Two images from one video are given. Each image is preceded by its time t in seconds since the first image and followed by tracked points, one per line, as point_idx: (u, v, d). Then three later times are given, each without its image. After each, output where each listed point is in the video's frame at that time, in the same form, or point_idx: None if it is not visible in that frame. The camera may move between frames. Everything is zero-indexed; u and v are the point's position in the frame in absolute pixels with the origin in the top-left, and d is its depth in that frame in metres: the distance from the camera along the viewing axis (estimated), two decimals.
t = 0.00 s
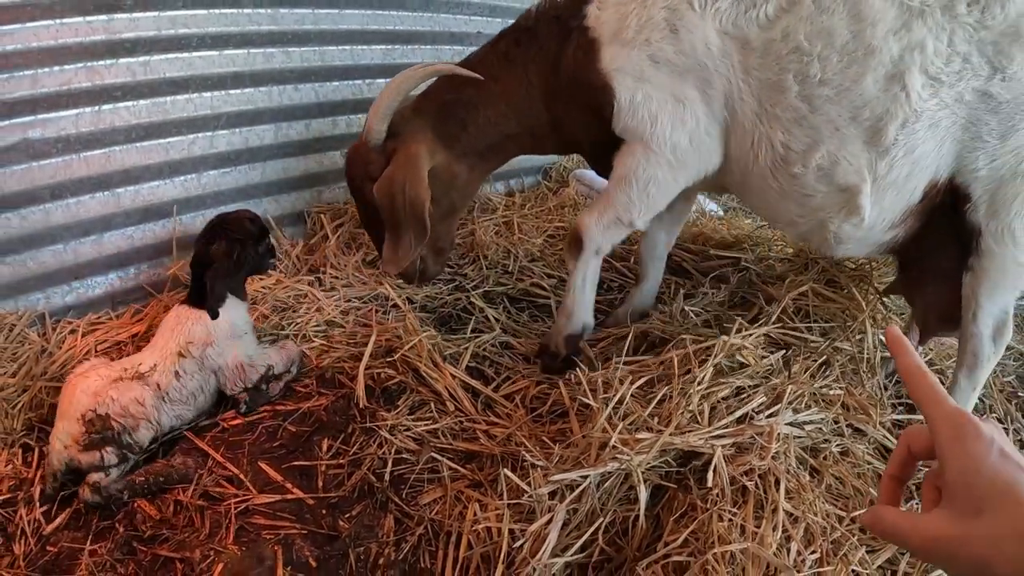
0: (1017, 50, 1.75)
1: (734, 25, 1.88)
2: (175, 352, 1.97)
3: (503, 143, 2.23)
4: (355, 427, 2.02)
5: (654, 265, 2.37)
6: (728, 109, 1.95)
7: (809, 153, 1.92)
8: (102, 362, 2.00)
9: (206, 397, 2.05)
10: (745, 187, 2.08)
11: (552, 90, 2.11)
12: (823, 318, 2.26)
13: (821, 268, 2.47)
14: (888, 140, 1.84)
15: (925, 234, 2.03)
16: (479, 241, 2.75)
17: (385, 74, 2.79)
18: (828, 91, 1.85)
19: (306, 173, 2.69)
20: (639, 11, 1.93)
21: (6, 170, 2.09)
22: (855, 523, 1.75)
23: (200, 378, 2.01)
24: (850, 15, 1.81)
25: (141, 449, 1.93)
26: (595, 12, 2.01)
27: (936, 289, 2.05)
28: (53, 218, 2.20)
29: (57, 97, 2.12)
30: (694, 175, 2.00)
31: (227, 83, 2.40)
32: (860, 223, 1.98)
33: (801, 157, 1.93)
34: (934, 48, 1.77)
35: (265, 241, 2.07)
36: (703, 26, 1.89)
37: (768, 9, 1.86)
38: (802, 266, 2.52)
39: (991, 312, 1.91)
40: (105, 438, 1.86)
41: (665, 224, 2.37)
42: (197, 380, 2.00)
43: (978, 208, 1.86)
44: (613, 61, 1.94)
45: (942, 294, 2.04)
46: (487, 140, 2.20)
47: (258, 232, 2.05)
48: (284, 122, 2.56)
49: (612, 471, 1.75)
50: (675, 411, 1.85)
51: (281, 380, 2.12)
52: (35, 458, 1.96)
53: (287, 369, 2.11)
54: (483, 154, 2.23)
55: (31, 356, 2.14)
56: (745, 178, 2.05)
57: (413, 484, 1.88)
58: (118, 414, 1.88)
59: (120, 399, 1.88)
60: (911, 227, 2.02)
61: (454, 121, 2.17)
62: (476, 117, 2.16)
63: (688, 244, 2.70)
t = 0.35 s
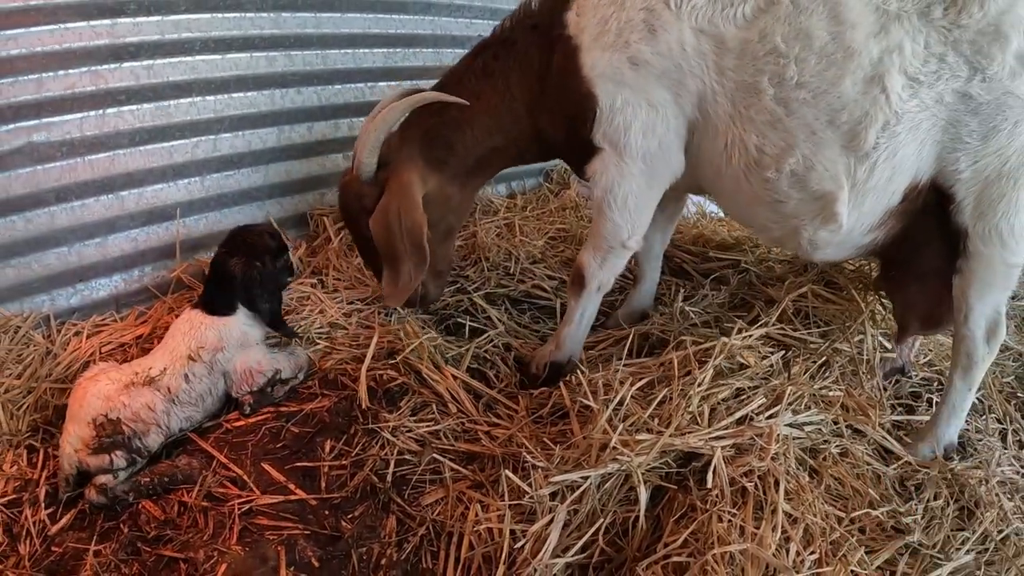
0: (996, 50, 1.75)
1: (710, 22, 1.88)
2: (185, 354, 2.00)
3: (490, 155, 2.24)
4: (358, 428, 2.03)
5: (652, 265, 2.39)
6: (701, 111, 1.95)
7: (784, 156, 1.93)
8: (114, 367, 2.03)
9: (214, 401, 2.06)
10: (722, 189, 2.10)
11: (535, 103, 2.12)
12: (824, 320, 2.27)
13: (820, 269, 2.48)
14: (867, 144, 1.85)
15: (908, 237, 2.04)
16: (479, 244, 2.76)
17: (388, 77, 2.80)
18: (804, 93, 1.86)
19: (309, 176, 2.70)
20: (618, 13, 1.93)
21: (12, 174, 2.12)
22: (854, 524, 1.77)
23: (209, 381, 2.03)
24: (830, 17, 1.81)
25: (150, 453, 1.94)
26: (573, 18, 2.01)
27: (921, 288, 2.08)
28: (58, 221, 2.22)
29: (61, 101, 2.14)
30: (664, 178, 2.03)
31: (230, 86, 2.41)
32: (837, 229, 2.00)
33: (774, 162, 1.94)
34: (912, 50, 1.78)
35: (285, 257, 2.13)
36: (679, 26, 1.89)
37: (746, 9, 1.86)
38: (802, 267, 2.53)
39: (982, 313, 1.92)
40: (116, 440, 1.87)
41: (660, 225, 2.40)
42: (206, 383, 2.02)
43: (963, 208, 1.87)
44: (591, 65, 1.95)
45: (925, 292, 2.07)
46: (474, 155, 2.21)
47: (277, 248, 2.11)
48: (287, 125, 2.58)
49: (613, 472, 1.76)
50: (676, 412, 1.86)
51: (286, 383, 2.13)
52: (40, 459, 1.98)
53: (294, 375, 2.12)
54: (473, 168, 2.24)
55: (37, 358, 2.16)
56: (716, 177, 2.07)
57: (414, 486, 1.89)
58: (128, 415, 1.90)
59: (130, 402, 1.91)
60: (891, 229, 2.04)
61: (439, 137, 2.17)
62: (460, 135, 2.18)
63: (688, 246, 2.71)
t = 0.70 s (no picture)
0: (995, 50, 1.77)
1: (710, 20, 1.90)
2: (199, 351, 2.03)
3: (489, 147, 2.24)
4: (370, 425, 2.04)
5: (660, 264, 2.41)
6: (703, 110, 1.97)
7: (780, 155, 1.95)
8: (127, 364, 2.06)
9: (226, 400, 2.09)
10: (722, 188, 2.12)
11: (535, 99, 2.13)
12: (830, 317, 2.29)
13: (825, 268, 2.50)
14: (864, 143, 1.88)
15: (908, 236, 2.07)
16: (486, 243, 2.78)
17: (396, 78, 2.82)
18: (802, 92, 1.88)
19: (318, 176, 2.72)
20: (619, 14, 1.96)
21: (24, 172, 2.13)
22: (863, 518, 1.79)
23: (222, 379, 2.06)
24: (828, 17, 1.84)
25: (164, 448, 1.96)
26: (576, 18, 2.03)
27: (920, 284, 2.12)
28: (70, 219, 2.23)
29: (73, 100, 2.15)
30: (668, 178, 2.06)
31: (241, 86, 2.43)
32: (833, 227, 2.02)
33: (771, 160, 1.96)
34: (911, 50, 1.80)
35: (298, 262, 2.09)
36: (678, 24, 1.91)
37: (745, 8, 1.89)
38: (807, 266, 2.55)
39: (983, 311, 1.94)
40: (131, 434, 1.89)
41: (665, 222, 2.42)
42: (220, 381, 2.05)
43: (964, 207, 1.89)
44: (593, 65, 1.98)
45: (925, 289, 2.11)
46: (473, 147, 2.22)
47: (288, 253, 2.07)
48: (297, 125, 2.60)
49: (626, 467, 1.77)
50: (687, 408, 1.88)
51: (297, 380, 2.13)
52: (52, 456, 1.98)
53: (305, 374, 2.13)
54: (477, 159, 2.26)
55: (48, 356, 2.17)
56: (716, 176, 2.09)
57: (427, 482, 1.91)
58: (144, 410, 1.92)
59: (146, 397, 1.93)
60: (889, 229, 2.06)
61: (437, 126, 2.17)
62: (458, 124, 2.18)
63: (694, 245, 2.74)
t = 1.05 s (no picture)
0: (1000, 48, 1.78)
1: (720, 23, 1.90)
2: (202, 349, 2.04)
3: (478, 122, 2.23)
4: (372, 425, 2.05)
5: (662, 264, 2.41)
6: (711, 111, 1.98)
7: (790, 153, 1.96)
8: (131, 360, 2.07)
9: (231, 398, 2.10)
10: (730, 185, 2.12)
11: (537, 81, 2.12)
12: (831, 317, 2.30)
13: (827, 268, 2.50)
14: (872, 140, 1.88)
15: (914, 234, 2.07)
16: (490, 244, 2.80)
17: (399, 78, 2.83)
18: (812, 91, 1.89)
19: (322, 176, 2.73)
20: (628, 14, 1.96)
21: (29, 174, 2.14)
22: (864, 517, 1.79)
23: (226, 377, 2.07)
24: (836, 17, 1.84)
25: (170, 446, 1.98)
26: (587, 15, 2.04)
27: (925, 281, 2.12)
28: (75, 220, 2.24)
29: (78, 102, 2.17)
30: (675, 179, 2.06)
31: (244, 87, 2.44)
32: (843, 224, 2.02)
33: (782, 158, 1.97)
34: (915, 50, 1.81)
35: (298, 260, 2.08)
36: (688, 26, 1.92)
37: (754, 9, 1.89)
38: (808, 266, 2.56)
39: (988, 309, 1.95)
40: (136, 430, 1.91)
41: (669, 222, 2.42)
42: (224, 379, 2.06)
43: (969, 206, 1.90)
44: (600, 61, 1.99)
45: (930, 287, 2.12)
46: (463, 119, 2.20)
47: (286, 252, 2.06)
48: (300, 126, 2.61)
49: (627, 466, 1.78)
50: (688, 407, 1.88)
51: (301, 379, 2.15)
52: (57, 455, 1.99)
53: (307, 373, 2.15)
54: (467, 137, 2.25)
55: (53, 356, 2.18)
56: (728, 177, 2.09)
57: (429, 481, 1.91)
58: (148, 407, 1.94)
59: (150, 394, 1.95)
60: (897, 227, 2.06)
61: (429, 86, 2.16)
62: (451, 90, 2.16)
63: (696, 245, 2.74)
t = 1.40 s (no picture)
0: (1010, 53, 1.79)
1: (711, 51, 1.89)
2: (197, 348, 2.05)
3: (476, 114, 2.19)
4: (372, 428, 2.06)
5: (662, 268, 2.41)
6: (695, 131, 1.99)
7: (793, 158, 1.95)
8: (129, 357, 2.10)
9: (226, 399, 2.11)
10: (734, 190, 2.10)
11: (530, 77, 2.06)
12: (830, 321, 2.29)
13: (827, 270, 2.50)
14: (875, 144, 1.89)
15: (919, 236, 2.07)
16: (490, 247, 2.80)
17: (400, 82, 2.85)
18: (809, 100, 1.88)
19: (323, 179, 2.74)
20: (619, 38, 1.92)
21: (31, 178, 2.16)
22: (862, 522, 1.79)
23: (222, 378, 2.07)
24: (836, 22, 1.84)
25: (161, 437, 2.00)
26: (583, 27, 1.98)
27: (929, 282, 2.10)
28: (77, 224, 2.25)
29: (79, 106, 2.19)
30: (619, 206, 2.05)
31: (245, 91, 2.46)
32: (851, 221, 2.00)
33: (785, 163, 1.96)
34: (929, 52, 1.81)
35: (276, 258, 2.02)
36: (680, 58, 1.90)
37: (748, 29, 1.88)
38: (808, 269, 2.55)
39: (992, 312, 1.95)
40: (127, 419, 1.94)
41: (671, 226, 2.42)
42: (219, 379, 2.07)
43: (977, 206, 1.91)
44: (582, 86, 1.96)
45: (935, 288, 2.10)
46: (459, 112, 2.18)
47: (263, 252, 2.01)
48: (301, 129, 2.62)
49: (624, 470, 1.79)
50: (686, 412, 1.89)
51: (301, 381, 2.16)
52: (59, 457, 2.01)
53: (303, 377, 2.15)
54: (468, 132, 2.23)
55: (55, 359, 2.20)
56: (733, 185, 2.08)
57: (428, 484, 1.92)
58: (140, 396, 1.96)
59: (142, 384, 1.98)
60: (905, 227, 2.06)
61: (426, 69, 2.14)
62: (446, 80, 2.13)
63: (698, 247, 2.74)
